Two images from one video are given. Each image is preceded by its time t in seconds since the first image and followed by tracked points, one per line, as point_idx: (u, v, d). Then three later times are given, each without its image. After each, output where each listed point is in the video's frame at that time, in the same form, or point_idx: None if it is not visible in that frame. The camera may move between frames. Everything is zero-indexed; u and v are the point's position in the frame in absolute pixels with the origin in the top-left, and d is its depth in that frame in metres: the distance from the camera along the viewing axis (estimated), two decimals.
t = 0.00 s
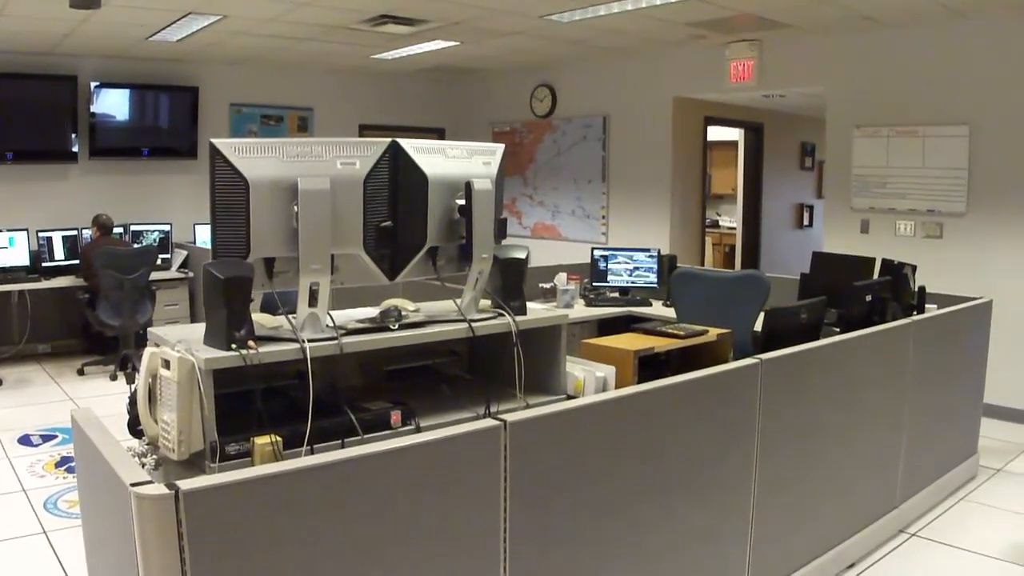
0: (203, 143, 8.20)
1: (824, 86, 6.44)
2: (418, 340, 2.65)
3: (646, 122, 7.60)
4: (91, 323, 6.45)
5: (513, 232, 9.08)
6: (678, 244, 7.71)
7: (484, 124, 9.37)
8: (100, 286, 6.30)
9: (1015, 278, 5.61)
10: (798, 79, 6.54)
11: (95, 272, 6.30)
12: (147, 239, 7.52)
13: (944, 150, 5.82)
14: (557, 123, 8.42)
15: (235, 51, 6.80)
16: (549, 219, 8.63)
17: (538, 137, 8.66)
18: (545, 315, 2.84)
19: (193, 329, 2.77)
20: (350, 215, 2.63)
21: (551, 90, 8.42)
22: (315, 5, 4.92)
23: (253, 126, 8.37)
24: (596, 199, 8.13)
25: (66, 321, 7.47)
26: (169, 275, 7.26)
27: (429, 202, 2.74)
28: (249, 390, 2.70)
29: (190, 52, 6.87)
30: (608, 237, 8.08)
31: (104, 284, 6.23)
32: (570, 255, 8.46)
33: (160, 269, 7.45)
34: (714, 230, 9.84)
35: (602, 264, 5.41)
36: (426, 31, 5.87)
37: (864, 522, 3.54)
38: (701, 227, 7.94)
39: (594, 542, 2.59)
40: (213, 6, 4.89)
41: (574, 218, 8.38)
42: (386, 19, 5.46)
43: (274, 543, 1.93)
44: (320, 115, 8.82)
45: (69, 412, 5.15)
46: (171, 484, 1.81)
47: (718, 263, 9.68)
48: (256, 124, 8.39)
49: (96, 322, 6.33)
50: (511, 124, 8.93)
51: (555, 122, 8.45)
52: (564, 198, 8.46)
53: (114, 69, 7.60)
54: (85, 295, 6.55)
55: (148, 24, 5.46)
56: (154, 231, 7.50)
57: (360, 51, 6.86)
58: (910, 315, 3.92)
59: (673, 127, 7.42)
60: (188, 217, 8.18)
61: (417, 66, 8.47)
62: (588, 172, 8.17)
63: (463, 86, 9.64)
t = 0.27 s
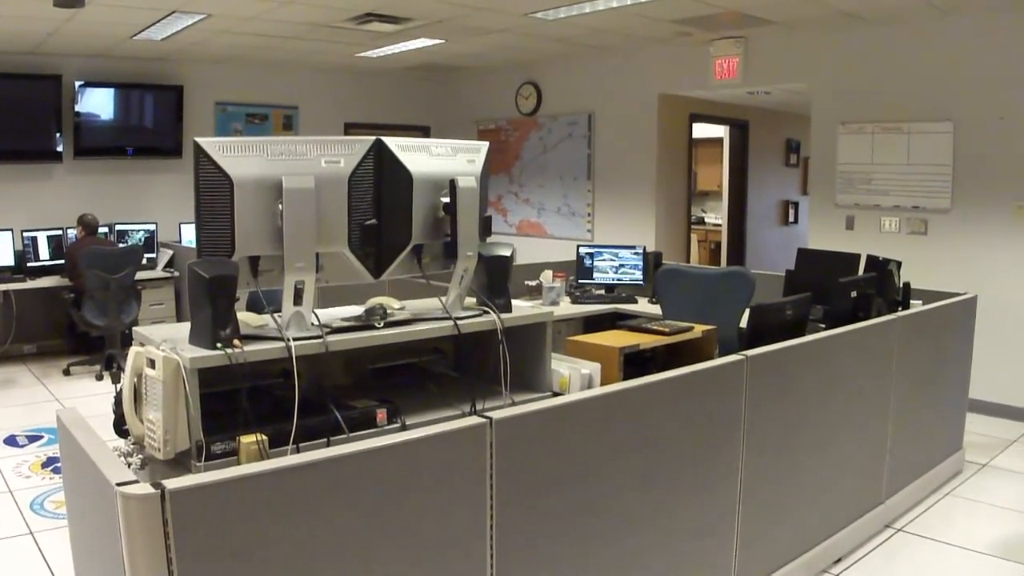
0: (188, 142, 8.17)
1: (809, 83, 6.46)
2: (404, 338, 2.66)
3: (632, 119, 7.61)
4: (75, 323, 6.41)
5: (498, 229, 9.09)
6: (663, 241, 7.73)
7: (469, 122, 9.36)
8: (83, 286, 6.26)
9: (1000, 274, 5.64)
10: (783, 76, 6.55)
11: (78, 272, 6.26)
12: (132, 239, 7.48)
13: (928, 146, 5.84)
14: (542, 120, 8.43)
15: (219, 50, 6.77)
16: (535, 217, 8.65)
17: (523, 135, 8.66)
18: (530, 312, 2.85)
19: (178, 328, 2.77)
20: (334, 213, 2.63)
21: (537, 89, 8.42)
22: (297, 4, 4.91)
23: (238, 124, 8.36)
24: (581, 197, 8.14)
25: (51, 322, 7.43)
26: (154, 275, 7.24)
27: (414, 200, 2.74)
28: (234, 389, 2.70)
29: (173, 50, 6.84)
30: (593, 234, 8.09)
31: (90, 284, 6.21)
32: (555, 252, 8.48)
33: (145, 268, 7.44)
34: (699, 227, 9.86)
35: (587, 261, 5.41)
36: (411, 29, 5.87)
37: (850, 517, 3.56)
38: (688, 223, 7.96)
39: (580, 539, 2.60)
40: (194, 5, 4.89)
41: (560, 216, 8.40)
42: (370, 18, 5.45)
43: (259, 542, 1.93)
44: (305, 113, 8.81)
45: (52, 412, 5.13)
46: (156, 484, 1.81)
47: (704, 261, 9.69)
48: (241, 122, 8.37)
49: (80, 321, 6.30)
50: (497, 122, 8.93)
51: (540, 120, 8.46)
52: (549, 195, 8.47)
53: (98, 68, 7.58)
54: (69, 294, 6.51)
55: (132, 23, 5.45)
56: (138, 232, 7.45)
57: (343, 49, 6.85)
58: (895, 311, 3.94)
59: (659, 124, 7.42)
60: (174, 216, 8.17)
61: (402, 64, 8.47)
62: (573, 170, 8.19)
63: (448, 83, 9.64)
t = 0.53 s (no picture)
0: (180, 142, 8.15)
1: (801, 80, 6.47)
2: (397, 337, 2.66)
3: (625, 117, 7.61)
4: (69, 325, 6.39)
5: (492, 228, 9.09)
6: (656, 239, 7.74)
7: (461, 121, 9.36)
8: (76, 287, 6.25)
9: (994, 271, 5.65)
10: (775, 73, 6.56)
11: (71, 272, 6.24)
12: (125, 240, 7.51)
13: (921, 143, 5.85)
14: (535, 119, 8.43)
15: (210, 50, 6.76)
16: (528, 216, 8.65)
17: (516, 134, 8.66)
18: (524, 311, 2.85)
19: (171, 329, 2.77)
20: (327, 213, 2.63)
21: (530, 88, 8.42)
22: (287, 4, 4.90)
23: (230, 125, 8.34)
24: (574, 196, 8.14)
25: (46, 323, 7.42)
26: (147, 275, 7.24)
27: (407, 199, 2.74)
28: (228, 390, 2.70)
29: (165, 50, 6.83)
30: (586, 233, 8.09)
31: (84, 285, 6.20)
32: (548, 250, 8.49)
33: (138, 269, 7.44)
34: (693, 225, 9.87)
35: (581, 260, 5.41)
36: (402, 28, 5.86)
37: (845, 514, 3.57)
38: (681, 221, 7.97)
39: (575, 537, 2.60)
40: (184, 5, 4.89)
41: (553, 214, 8.40)
42: (361, 17, 5.45)
43: (254, 542, 1.94)
44: (297, 113, 8.80)
45: (44, 414, 5.13)
46: (151, 485, 1.81)
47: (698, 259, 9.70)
48: (234, 122, 8.36)
49: (74, 323, 6.29)
50: (489, 121, 8.92)
51: (533, 119, 8.46)
52: (542, 193, 8.47)
53: (90, 68, 7.56)
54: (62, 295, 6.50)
55: (124, 23, 5.43)
56: (132, 232, 7.49)
57: (335, 49, 6.85)
58: (888, 308, 3.95)
59: (652, 122, 7.43)
60: (167, 217, 8.16)
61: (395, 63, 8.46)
62: (565, 169, 8.19)
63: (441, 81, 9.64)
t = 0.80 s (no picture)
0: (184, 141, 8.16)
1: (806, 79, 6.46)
2: (402, 337, 2.66)
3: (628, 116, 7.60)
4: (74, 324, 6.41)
5: (496, 228, 9.09)
6: (660, 238, 7.72)
7: (467, 120, 9.36)
8: (81, 286, 6.27)
9: (999, 270, 5.64)
10: (779, 72, 6.56)
11: (75, 272, 6.26)
12: (130, 238, 7.50)
13: (925, 142, 5.84)
14: (539, 119, 8.43)
15: (214, 49, 6.77)
16: (532, 215, 8.65)
17: (520, 133, 8.66)
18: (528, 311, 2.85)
19: (176, 328, 2.77)
20: (331, 213, 2.63)
21: (534, 87, 8.42)
22: (292, 3, 4.91)
23: (234, 124, 8.36)
24: (579, 194, 8.13)
25: (50, 322, 7.44)
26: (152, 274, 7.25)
27: (411, 198, 2.74)
28: (232, 389, 2.70)
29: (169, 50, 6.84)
30: (590, 232, 8.09)
31: (88, 284, 6.21)
32: (552, 250, 8.48)
33: (143, 268, 7.44)
34: (697, 224, 9.86)
35: (585, 259, 5.42)
36: (406, 28, 5.86)
37: (850, 513, 3.57)
38: (685, 220, 7.97)
39: (579, 536, 2.60)
40: (189, 5, 4.90)
41: (557, 213, 8.39)
42: (365, 17, 5.45)
43: (259, 541, 1.93)
44: (302, 112, 8.81)
45: (49, 413, 5.14)
46: (155, 484, 1.81)
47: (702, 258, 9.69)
48: (238, 122, 8.38)
49: (79, 322, 6.31)
50: (494, 120, 8.93)
51: (537, 118, 8.45)
52: (546, 192, 8.46)
53: (94, 68, 7.57)
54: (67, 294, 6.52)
55: (129, 23, 5.44)
56: (137, 231, 7.47)
57: (339, 48, 6.86)
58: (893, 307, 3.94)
59: (656, 121, 7.42)
60: (172, 216, 8.18)
61: (399, 63, 8.47)
62: (570, 168, 8.19)
63: (446, 80, 9.64)
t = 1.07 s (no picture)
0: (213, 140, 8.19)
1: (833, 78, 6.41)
2: (430, 336, 2.65)
3: (654, 115, 7.59)
4: (103, 321, 6.47)
5: (523, 227, 9.08)
6: (689, 239, 7.69)
7: (492, 120, 9.36)
8: (110, 284, 6.31)
9: None
10: (804, 71, 6.52)
11: (105, 269, 6.31)
12: (158, 236, 7.51)
13: (953, 142, 5.80)
14: (566, 118, 8.41)
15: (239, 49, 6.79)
16: (559, 215, 8.64)
17: (547, 133, 8.65)
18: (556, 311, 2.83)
19: (204, 327, 2.78)
20: (359, 212, 2.63)
21: (562, 86, 8.40)
22: (323, 3, 4.92)
23: (262, 123, 8.40)
24: (606, 193, 8.12)
25: (77, 319, 7.50)
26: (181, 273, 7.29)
27: (439, 198, 2.73)
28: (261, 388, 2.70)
29: (195, 49, 6.87)
30: (618, 231, 8.07)
31: (116, 283, 6.25)
32: (581, 249, 8.46)
33: (172, 267, 7.48)
34: (725, 224, 9.82)
35: (612, 259, 5.41)
36: (433, 27, 5.86)
37: (878, 516, 3.54)
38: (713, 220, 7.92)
39: (607, 537, 2.59)
40: (219, 5, 4.92)
41: (584, 212, 8.37)
42: (392, 16, 5.46)
43: (288, 540, 1.93)
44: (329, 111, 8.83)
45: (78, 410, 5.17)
46: (183, 482, 1.81)
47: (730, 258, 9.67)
48: (265, 121, 8.41)
49: (109, 320, 6.36)
50: (521, 120, 8.92)
51: (563, 118, 8.44)
52: (574, 192, 8.45)
53: (120, 67, 7.60)
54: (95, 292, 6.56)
55: (155, 23, 5.47)
56: (164, 229, 7.49)
57: (364, 48, 6.87)
58: (921, 309, 3.90)
59: (685, 120, 7.40)
60: (198, 215, 8.20)
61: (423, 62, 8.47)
62: (597, 167, 8.18)
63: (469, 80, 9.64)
